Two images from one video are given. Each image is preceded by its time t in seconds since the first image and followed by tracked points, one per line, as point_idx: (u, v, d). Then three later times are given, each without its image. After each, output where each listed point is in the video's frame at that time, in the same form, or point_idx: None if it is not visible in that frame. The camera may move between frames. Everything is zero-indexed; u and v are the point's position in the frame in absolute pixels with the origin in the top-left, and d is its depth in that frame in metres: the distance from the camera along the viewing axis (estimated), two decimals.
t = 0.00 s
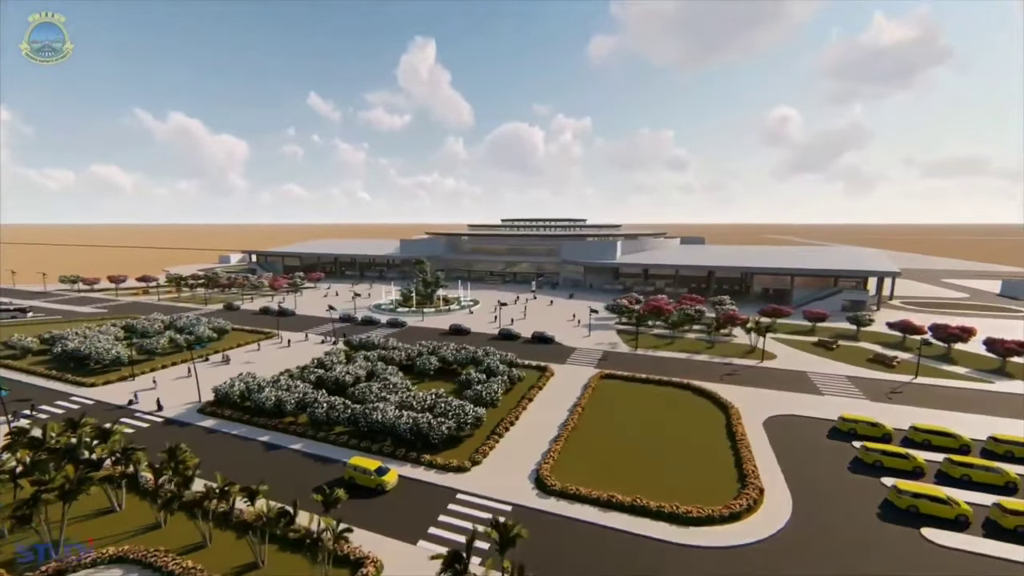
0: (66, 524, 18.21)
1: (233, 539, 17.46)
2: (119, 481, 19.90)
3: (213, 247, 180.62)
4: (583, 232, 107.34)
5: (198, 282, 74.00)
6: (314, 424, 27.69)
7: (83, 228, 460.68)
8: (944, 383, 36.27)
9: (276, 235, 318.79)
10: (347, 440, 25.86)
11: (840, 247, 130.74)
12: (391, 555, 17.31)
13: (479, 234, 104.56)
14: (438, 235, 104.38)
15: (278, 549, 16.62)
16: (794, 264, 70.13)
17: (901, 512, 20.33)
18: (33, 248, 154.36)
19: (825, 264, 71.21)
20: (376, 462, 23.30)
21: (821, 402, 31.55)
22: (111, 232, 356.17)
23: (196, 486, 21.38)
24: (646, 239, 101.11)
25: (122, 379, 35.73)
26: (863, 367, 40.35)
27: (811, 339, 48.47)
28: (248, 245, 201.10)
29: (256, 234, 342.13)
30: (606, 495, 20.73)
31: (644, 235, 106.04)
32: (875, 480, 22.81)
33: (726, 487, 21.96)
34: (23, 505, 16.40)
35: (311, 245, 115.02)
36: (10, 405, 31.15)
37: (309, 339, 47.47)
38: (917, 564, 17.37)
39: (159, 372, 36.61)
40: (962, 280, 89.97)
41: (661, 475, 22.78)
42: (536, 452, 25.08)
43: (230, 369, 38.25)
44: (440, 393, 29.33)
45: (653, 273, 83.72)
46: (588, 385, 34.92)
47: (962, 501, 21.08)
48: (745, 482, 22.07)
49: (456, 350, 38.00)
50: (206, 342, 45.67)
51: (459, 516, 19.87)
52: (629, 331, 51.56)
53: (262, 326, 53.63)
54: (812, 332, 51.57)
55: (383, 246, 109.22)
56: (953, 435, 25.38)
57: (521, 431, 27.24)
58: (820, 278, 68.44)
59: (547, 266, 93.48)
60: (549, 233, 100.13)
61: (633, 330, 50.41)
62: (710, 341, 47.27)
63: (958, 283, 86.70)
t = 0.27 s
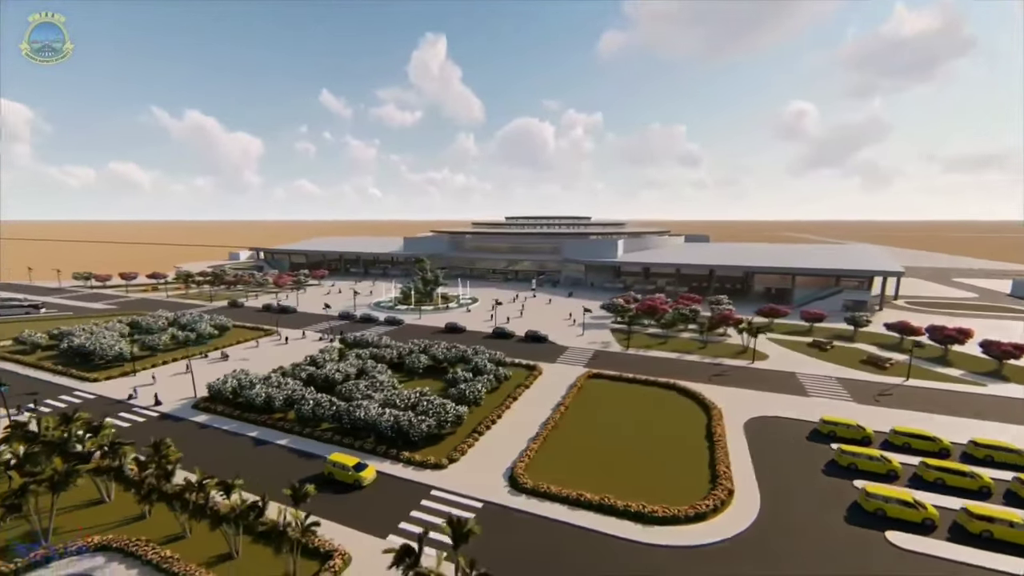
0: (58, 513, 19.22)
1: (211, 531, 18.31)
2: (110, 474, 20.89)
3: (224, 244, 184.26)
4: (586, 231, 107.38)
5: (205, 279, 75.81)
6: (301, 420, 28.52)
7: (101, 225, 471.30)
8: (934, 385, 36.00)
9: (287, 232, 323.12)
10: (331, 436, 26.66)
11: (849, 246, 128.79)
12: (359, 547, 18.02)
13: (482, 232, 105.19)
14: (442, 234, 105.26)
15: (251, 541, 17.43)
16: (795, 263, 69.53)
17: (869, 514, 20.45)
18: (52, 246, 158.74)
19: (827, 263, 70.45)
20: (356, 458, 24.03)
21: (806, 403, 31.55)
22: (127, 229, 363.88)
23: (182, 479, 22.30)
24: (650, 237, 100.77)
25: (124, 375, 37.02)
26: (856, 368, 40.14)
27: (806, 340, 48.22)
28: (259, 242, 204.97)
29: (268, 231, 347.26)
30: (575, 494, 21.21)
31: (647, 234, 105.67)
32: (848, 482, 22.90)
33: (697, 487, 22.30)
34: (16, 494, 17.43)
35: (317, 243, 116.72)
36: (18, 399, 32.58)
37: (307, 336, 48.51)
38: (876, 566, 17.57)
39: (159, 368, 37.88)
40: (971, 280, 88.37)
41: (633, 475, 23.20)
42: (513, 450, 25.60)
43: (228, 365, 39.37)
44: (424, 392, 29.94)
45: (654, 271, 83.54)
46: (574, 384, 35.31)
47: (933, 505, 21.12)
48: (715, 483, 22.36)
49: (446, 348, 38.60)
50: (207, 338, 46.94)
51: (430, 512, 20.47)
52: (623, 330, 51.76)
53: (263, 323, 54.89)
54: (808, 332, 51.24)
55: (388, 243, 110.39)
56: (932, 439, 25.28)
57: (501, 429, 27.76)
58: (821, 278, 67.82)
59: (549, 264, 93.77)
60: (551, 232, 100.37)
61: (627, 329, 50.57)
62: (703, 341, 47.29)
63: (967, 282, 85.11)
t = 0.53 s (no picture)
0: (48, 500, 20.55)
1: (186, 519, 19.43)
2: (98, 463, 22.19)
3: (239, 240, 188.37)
4: (590, 228, 107.18)
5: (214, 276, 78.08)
6: (285, 415, 29.68)
7: (125, 221, 484.61)
8: (921, 388, 35.62)
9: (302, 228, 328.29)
10: (312, 431, 27.74)
11: (863, 243, 125.96)
12: (322, 537, 18.96)
13: (486, 230, 105.80)
14: (446, 231, 106.21)
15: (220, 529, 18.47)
16: (797, 262, 68.63)
17: (825, 517, 20.66)
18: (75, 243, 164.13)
19: (830, 262, 69.36)
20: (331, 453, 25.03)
21: (784, 406, 31.59)
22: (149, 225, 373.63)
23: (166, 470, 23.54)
24: (654, 235, 100.15)
25: (126, 369, 38.77)
26: (844, 370, 39.82)
27: (798, 341, 47.87)
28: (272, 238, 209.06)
29: (283, 228, 353.27)
30: (536, 492, 21.88)
31: (652, 231, 105.07)
32: (811, 485, 23.07)
33: (658, 488, 22.77)
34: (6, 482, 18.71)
35: (325, 240, 118.79)
36: (26, 392, 34.49)
37: (304, 332, 49.86)
38: (821, 568, 17.84)
39: (160, 363, 39.51)
40: (985, 279, 85.99)
41: (597, 475, 23.78)
42: (485, 447, 26.33)
43: (224, 360, 40.87)
44: (404, 389, 30.80)
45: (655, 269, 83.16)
46: (556, 382, 35.85)
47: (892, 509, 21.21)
48: (677, 484, 22.77)
49: (433, 346, 39.44)
50: (208, 334, 48.67)
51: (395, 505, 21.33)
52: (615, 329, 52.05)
53: (265, 319, 56.55)
54: (803, 333, 50.79)
55: (394, 240, 111.78)
56: (904, 443, 25.20)
57: (476, 426, 28.48)
58: (823, 277, 66.89)
59: (551, 262, 94.05)
60: (554, 230, 100.45)
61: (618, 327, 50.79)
62: (694, 340, 47.32)
63: (981, 281, 82.82)
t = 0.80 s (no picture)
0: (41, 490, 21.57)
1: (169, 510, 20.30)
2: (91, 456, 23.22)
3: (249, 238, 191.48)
4: (592, 226, 107.02)
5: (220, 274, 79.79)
6: (275, 411, 30.59)
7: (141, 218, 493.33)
8: (910, 390, 35.39)
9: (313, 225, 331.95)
10: (298, 426, 28.64)
11: (872, 241, 124.02)
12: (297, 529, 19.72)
13: (488, 228, 106.27)
14: (449, 230, 106.95)
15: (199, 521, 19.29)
16: (798, 262, 68.04)
17: (791, 519, 20.88)
18: (93, 239, 167.93)
19: (832, 262, 68.59)
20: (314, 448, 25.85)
21: (767, 408, 31.68)
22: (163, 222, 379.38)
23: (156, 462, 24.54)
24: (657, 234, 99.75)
25: (128, 364, 40.14)
26: (835, 372, 39.64)
27: (792, 341, 47.64)
28: (282, 235, 212.20)
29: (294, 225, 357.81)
30: (507, 488, 22.49)
31: (655, 230, 104.60)
32: (782, 486, 23.28)
33: (628, 488, 23.20)
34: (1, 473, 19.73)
35: (331, 237, 120.35)
36: (33, 386, 35.95)
37: (302, 330, 50.91)
38: (778, 569, 18.18)
39: (160, 358, 40.83)
40: (994, 279, 84.20)
41: (570, 474, 24.29)
42: (464, 444, 26.93)
43: (222, 356, 42.02)
44: (390, 387, 31.49)
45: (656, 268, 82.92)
46: (543, 381, 36.31)
47: (860, 511, 21.39)
48: (647, 484, 23.13)
49: (424, 344, 40.09)
50: (210, 331, 49.97)
51: (371, 500, 22.04)
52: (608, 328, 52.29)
53: (266, 317, 57.82)
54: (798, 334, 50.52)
55: (398, 238, 112.80)
56: (881, 446, 25.22)
57: (458, 423, 29.09)
58: (824, 277, 66.24)
59: (552, 260, 94.27)
60: (556, 228, 100.56)
61: (612, 326, 51.00)
62: (686, 340, 47.38)
63: (990, 281, 81.19)
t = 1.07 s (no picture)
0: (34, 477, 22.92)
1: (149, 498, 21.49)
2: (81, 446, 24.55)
3: (262, 234, 195.33)
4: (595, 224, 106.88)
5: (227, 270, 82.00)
6: (261, 405, 31.78)
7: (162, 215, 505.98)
8: (894, 393, 35.08)
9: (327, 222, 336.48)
10: (281, 420, 29.77)
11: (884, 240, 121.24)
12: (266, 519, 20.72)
13: (491, 226, 106.93)
14: (453, 227, 107.91)
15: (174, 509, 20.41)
16: (798, 262, 67.23)
17: (746, 520, 21.21)
18: (113, 236, 173.30)
19: (833, 261, 67.62)
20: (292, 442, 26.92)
21: (743, 410, 31.81)
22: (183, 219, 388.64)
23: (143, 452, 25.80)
24: (660, 232, 99.21)
25: (130, 358, 41.87)
26: (821, 373, 39.43)
27: (783, 342, 47.39)
28: (295, 232, 216.06)
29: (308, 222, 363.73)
30: (471, 484, 23.26)
31: (658, 228, 104.05)
32: (744, 487, 23.53)
33: (590, 486, 23.75)
34: None
35: (338, 235, 122.35)
36: (40, 378, 37.81)
37: (299, 326, 52.31)
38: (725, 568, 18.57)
39: (160, 353, 42.49)
40: (1007, 279, 81.91)
41: (536, 472, 24.94)
42: (437, 439, 27.72)
43: (219, 350, 43.50)
44: (372, 384, 32.44)
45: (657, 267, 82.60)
46: (525, 379, 36.89)
47: (817, 514, 21.57)
48: (609, 482, 23.65)
49: (411, 342, 40.96)
50: (210, 327, 51.66)
51: (340, 493, 22.98)
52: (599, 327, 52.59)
53: (267, 313, 59.43)
54: (791, 335, 50.12)
55: (403, 235, 114.17)
56: (849, 449, 25.24)
57: (435, 419, 29.88)
58: (823, 277, 65.43)
59: (553, 258, 94.54)
60: (558, 226, 100.77)
61: (603, 326, 51.24)
62: (675, 340, 47.45)
63: (1002, 281, 79.11)
